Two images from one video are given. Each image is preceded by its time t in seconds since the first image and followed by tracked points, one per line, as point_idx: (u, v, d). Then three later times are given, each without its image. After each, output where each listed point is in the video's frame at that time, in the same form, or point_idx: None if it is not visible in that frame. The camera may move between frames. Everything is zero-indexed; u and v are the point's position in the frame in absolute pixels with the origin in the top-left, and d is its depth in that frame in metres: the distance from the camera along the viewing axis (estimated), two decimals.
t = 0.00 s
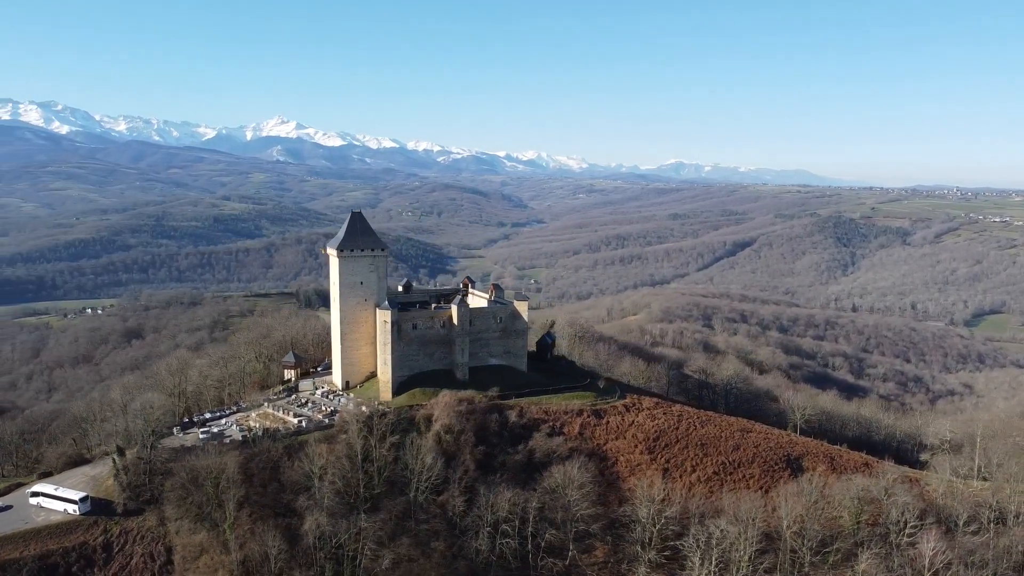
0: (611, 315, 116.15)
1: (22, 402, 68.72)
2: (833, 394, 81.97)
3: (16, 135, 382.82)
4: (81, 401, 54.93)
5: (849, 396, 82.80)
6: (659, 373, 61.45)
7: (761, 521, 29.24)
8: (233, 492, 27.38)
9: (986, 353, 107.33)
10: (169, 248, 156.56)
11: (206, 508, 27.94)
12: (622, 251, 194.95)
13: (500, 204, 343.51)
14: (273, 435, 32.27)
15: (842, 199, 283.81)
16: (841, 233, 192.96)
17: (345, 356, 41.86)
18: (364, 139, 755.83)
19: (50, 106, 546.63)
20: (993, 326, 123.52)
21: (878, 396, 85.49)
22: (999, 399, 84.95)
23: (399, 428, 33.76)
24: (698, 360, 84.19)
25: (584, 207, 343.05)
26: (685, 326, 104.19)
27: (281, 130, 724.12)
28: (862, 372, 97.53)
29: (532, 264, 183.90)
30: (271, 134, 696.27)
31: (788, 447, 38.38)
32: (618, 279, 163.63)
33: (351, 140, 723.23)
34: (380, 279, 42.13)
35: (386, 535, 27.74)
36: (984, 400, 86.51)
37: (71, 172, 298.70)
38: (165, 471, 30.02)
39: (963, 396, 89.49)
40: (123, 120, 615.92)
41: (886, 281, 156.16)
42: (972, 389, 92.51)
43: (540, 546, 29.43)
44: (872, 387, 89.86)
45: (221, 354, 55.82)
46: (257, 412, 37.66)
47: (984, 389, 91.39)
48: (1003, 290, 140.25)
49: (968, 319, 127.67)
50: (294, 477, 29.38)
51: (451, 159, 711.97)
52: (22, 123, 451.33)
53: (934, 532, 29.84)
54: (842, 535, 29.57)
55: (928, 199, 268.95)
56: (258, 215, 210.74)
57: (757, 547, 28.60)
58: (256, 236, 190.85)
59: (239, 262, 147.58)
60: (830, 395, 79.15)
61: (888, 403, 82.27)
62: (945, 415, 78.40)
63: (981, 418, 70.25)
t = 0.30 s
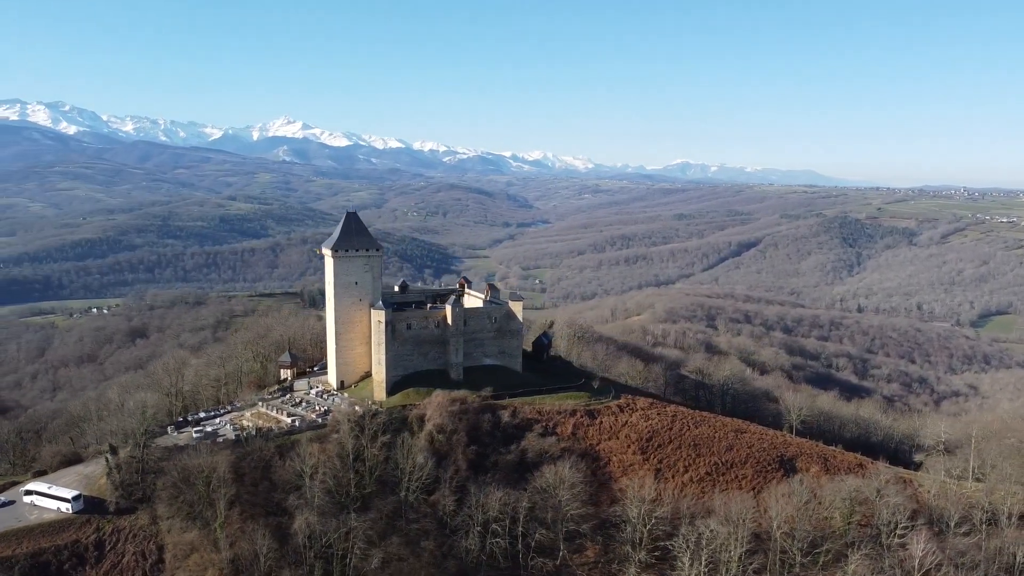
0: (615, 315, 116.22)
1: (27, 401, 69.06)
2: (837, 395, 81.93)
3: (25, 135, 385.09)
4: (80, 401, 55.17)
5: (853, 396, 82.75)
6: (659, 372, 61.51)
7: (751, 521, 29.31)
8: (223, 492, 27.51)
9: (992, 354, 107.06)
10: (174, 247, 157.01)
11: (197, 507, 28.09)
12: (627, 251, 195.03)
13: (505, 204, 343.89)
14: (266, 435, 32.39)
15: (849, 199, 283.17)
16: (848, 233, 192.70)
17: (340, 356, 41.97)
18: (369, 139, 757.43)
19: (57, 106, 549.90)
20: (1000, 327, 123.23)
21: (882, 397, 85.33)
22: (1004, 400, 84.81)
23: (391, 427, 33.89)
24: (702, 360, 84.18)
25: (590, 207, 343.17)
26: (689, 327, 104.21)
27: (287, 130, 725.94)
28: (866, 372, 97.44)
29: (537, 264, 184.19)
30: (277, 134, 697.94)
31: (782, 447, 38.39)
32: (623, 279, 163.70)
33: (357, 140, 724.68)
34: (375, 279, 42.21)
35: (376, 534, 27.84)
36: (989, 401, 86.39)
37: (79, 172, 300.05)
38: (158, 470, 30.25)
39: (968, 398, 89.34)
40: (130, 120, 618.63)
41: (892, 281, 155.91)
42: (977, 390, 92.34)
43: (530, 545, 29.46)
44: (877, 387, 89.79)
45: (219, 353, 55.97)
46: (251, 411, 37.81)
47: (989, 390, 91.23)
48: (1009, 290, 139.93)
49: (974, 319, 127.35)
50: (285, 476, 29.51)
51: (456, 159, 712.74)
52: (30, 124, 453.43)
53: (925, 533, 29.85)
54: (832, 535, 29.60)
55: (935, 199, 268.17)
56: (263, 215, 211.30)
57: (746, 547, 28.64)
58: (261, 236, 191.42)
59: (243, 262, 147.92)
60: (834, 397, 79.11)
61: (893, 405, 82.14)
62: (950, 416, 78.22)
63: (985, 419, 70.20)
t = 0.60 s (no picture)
0: (619, 315, 116.23)
1: (32, 400, 69.36)
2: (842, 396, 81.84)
3: (32, 135, 386.90)
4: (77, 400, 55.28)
5: (857, 398, 82.68)
6: (659, 373, 61.55)
7: (740, 521, 29.34)
8: (213, 491, 27.61)
9: (997, 355, 106.80)
10: (180, 247, 157.45)
11: (188, 506, 28.23)
12: (632, 251, 194.97)
13: (510, 204, 344.08)
14: (259, 434, 32.53)
15: (855, 200, 282.51)
16: (853, 234, 192.34)
17: (335, 356, 42.10)
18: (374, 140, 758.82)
19: (65, 106, 552.90)
20: (1005, 328, 122.90)
21: (886, 398, 85.17)
22: (1009, 401, 84.63)
23: (383, 427, 33.98)
24: (706, 361, 84.17)
25: (595, 207, 343.14)
26: (693, 328, 104.15)
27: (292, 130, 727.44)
28: (870, 373, 97.32)
29: (542, 264, 184.34)
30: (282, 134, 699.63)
31: (775, 448, 38.37)
32: (628, 280, 163.68)
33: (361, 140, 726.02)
34: (369, 279, 42.33)
35: (365, 534, 27.94)
36: (993, 402, 86.28)
37: (86, 172, 301.39)
38: (150, 469, 30.38)
39: (973, 399, 89.16)
40: (136, 120, 620.88)
41: (898, 282, 155.62)
42: (982, 391, 92.15)
43: (520, 545, 29.53)
44: (881, 388, 89.69)
45: (216, 353, 56.09)
46: (245, 411, 37.92)
47: (995, 391, 91.03)
48: (1015, 291, 139.59)
49: (980, 320, 127.01)
50: (276, 476, 29.65)
51: (460, 159, 713.17)
52: (38, 124, 455.50)
53: (915, 534, 29.82)
54: (822, 536, 29.60)
55: (942, 200, 267.38)
56: (268, 215, 211.75)
57: (735, 547, 28.67)
58: (266, 236, 191.78)
59: (248, 262, 148.24)
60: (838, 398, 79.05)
61: (897, 406, 81.93)
62: (955, 418, 77.96)
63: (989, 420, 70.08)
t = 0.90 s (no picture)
0: (623, 316, 116.14)
1: (35, 400, 69.62)
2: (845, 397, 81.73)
3: (40, 135, 388.72)
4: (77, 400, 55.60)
5: (861, 399, 82.53)
6: (660, 374, 61.54)
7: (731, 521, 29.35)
8: (204, 490, 27.72)
9: (1002, 356, 106.46)
10: (185, 247, 157.82)
11: (179, 504, 28.37)
12: (637, 251, 194.85)
13: (515, 204, 344.08)
14: (251, 433, 32.67)
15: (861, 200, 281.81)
16: (859, 234, 191.92)
17: (330, 356, 42.21)
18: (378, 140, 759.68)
19: (72, 106, 555.57)
20: (1011, 328, 122.50)
21: (890, 399, 84.98)
22: (1014, 402, 84.38)
23: (375, 427, 34.08)
24: (709, 361, 84.13)
25: (600, 207, 342.95)
26: (697, 329, 104.11)
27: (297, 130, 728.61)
28: (874, 374, 97.16)
29: (546, 264, 184.38)
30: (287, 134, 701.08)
31: (769, 449, 38.34)
32: (632, 280, 163.56)
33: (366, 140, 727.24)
34: (364, 279, 42.42)
35: (355, 533, 28.02)
36: (998, 403, 86.10)
37: (93, 172, 302.60)
38: (142, 468, 30.52)
39: (978, 399, 88.92)
40: (143, 120, 623.06)
41: (903, 282, 155.22)
42: (987, 392, 91.89)
43: (511, 545, 29.62)
44: (885, 389, 89.53)
45: (215, 352, 56.32)
46: (239, 410, 38.04)
47: (999, 392, 90.80)
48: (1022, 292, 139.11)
49: (985, 321, 126.59)
50: (266, 475, 29.75)
51: (465, 159, 713.41)
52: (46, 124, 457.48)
53: (906, 535, 29.79)
54: (812, 537, 29.60)
55: (949, 200, 266.46)
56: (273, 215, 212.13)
57: (724, 548, 28.69)
58: (272, 236, 192.18)
59: (253, 262, 148.52)
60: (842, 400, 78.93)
61: (901, 407, 81.74)
62: (959, 419, 77.72)
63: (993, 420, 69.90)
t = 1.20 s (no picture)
0: (626, 316, 116.19)
1: (40, 399, 70.00)
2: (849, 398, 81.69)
3: (47, 135, 390.77)
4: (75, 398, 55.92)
5: (864, 400, 82.44)
6: (659, 375, 61.58)
7: (720, 522, 29.38)
8: (194, 489, 27.83)
9: (1007, 357, 106.16)
10: (191, 247, 158.25)
11: (170, 503, 28.51)
12: (642, 252, 194.83)
13: (519, 204, 344.14)
14: (243, 432, 32.84)
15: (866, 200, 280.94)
16: (864, 235, 191.46)
17: (324, 356, 42.37)
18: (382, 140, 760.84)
19: (78, 106, 558.02)
20: (1017, 330, 122.09)
21: (893, 401, 84.88)
22: (1019, 403, 84.20)
23: (366, 427, 34.20)
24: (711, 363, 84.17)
25: (605, 208, 342.80)
26: (700, 330, 104.09)
27: (302, 131, 730.59)
28: (878, 374, 97.05)
29: (551, 265, 184.51)
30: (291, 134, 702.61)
31: (763, 450, 38.35)
32: (636, 280, 163.62)
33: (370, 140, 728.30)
34: (358, 280, 42.57)
35: (345, 532, 28.14)
36: (1002, 404, 85.94)
37: (99, 172, 303.72)
38: (134, 467, 30.69)
39: (982, 401, 88.74)
40: (148, 120, 625.18)
41: (909, 283, 154.90)
42: (991, 393, 91.68)
43: (500, 545, 29.68)
44: (888, 390, 89.39)
45: (212, 352, 56.57)
46: (234, 409, 38.19)
47: (1004, 393, 90.58)
48: None
49: (990, 322, 126.24)
50: (257, 474, 29.91)
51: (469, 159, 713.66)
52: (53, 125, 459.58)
53: (896, 537, 29.78)
54: (802, 538, 29.61)
55: (954, 201, 265.71)
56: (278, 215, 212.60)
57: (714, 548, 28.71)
58: (277, 237, 192.76)
59: (258, 262, 148.85)
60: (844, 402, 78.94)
61: (904, 408, 81.61)
62: (963, 420, 77.52)
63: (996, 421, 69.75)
